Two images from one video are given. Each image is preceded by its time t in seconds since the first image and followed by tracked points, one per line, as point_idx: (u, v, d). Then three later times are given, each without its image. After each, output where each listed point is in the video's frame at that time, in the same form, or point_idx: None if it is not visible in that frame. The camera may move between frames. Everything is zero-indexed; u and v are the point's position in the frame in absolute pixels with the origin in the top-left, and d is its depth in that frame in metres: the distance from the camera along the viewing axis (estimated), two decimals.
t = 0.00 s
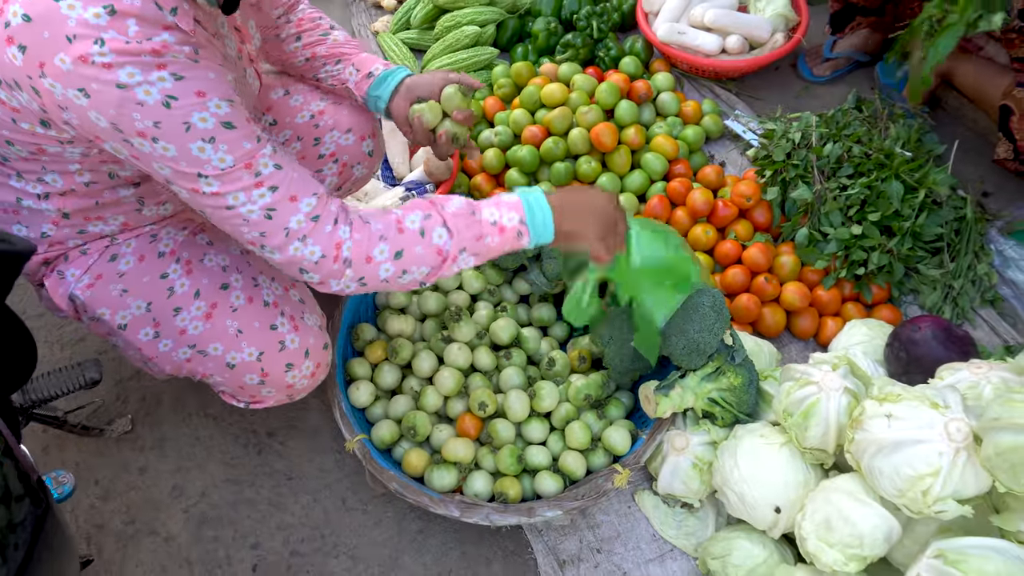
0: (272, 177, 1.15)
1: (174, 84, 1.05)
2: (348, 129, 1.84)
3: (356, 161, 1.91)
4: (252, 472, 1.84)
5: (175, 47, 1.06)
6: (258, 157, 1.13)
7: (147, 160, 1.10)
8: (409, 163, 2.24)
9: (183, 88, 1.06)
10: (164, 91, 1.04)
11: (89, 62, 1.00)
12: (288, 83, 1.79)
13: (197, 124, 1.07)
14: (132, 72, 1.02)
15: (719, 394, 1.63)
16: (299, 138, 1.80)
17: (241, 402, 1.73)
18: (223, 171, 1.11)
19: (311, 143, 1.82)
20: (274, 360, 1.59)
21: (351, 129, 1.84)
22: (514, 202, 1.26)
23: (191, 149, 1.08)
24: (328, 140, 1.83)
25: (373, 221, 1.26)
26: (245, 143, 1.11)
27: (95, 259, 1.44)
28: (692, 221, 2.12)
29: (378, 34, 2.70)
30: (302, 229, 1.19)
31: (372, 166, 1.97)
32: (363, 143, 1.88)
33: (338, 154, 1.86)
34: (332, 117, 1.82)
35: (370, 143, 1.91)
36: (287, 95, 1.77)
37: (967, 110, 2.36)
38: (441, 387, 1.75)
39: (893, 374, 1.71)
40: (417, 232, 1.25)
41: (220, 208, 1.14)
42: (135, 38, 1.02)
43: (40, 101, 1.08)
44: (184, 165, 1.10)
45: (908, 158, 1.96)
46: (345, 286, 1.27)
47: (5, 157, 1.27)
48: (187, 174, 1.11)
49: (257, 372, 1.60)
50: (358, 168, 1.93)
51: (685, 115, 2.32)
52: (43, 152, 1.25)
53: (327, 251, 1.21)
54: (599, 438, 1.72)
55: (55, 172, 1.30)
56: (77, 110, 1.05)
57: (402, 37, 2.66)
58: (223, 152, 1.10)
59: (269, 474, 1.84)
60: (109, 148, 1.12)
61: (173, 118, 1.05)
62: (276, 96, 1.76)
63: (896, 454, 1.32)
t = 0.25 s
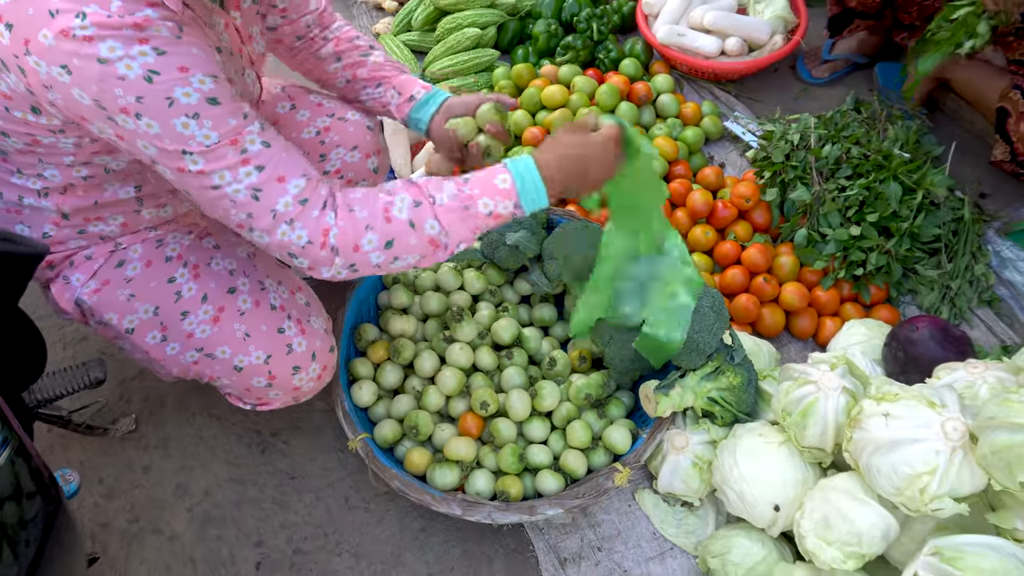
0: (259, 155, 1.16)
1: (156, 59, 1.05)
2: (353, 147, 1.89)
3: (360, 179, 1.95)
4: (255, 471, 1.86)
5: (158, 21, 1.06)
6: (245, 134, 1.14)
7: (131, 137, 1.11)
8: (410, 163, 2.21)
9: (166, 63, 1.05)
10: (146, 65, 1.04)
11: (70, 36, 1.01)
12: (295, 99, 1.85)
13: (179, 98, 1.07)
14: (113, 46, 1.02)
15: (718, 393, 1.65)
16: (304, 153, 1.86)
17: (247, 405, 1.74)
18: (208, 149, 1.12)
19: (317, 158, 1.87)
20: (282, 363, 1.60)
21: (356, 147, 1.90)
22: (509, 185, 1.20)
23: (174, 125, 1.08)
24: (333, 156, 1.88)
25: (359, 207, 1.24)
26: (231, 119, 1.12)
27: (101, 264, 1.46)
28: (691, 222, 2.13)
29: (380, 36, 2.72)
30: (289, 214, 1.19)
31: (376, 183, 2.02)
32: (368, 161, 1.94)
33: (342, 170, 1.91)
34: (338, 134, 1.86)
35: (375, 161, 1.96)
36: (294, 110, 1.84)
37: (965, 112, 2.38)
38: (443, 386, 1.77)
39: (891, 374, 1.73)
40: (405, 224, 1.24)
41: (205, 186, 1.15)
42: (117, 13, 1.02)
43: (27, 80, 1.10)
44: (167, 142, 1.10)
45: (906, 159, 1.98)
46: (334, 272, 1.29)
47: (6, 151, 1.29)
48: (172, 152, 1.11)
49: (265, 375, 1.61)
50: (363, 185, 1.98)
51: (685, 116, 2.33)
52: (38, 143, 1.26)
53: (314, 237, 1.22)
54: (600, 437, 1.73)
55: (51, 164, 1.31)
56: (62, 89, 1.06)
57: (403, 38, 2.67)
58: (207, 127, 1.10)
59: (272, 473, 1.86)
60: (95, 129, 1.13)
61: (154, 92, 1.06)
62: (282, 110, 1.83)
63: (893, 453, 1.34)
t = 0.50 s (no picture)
0: (245, 161, 1.16)
1: (147, 54, 1.05)
2: (360, 156, 1.89)
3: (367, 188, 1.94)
4: (257, 469, 1.87)
5: (150, 13, 1.06)
6: (234, 138, 1.15)
7: (120, 133, 1.10)
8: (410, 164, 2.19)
9: (157, 59, 1.06)
10: (136, 60, 1.05)
11: (63, 24, 1.02)
12: (302, 106, 1.87)
13: (169, 96, 1.08)
14: (103, 39, 1.03)
15: (718, 391, 1.65)
16: (311, 161, 1.86)
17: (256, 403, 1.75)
18: (195, 149, 1.11)
19: (323, 167, 1.87)
20: (293, 359, 1.61)
21: (363, 156, 1.90)
22: (476, 180, 1.25)
23: (162, 122, 1.09)
24: (340, 165, 1.88)
25: (333, 214, 1.26)
26: (220, 122, 1.12)
27: (108, 264, 1.47)
28: (691, 222, 2.14)
29: (381, 37, 2.73)
30: (270, 224, 1.20)
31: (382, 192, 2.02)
32: (373, 170, 1.93)
33: (348, 179, 1.89)
34: (345, 142, 1.87)
35: (381, 170, 1.95)
36: (301, 116, 1.86)
37: (964, 113, 2.40)
38: (444, 385, 1.78)
39: (890, 373, 1.74)
40: (381, 227, 1.27)
41: (189, 187, 1.15)
42: (108, 1, 1.03)
43: (18, 70, 1.10)
44: (153, 139, 1.10)
45: (905, 159, 1.98)
46: (312, 278, 1.30)
47: (5, 148, 1.30)
48: (158, 148, 1.11)
49: (276, 372, 1.61)
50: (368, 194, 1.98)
51: (685, 116, 2.34)
52: (35, 138, 1.26)
53: (293, 246, 1.23)
54: (600, 435, 1.75)
55: (48, 161, 1.31)
56: (53, 79, 1.07)
57: (404, 39, 2.68)
58: (195, 128, 1.11)
59: (274, 471, 1.87)
60: (84, 121, 1.13)
61: (144, 88, 1.06)
62: (290, 117, 1.85)
63: (892, 451, 1.35)
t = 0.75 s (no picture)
0: (240, 180, 1.18)
1: (153, 76, 1.06)
2: (358, 151, 1.91)
3: (364, 182, 1.97)
4: (257, 466, 1.87)
5: (156, 33, 1.06)
6: (230, 160, 1.16)
7: (118, 145, 1.11)
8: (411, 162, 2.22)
9: (161, 82, 1.07)
10: (141, 81, 1.05)
11: (68, 39, 1.03)
12: (300, 102, 1.85)
13: (170, 117, 1.09)
14: (109, 58, 1.03)
15: (717, 389, 1.66)
16: (309, 157, 1.87)
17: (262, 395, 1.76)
18: (192, 166, 1.13)
19: (321, 163, 1.88)
20: (299, 350, 1.63)
21: (360, 151, 1.91)
22: (443, 188, 1.34)
23: (161, 141, 1.10)
24: (338, 160, 1.89)
25: (317, 224, 1.31)
26: (218, 143, 1.14)
27: (113, 261, 1.47)
28: (690, 220, 2.14)
29: (380, 36, 2.73)
30: (261, 238, 1.24)
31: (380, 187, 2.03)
32: (371, 165, 1.95)
33: (347, 174, 1.92)
34: (343, 138, 1.88)
35: (379, 165, 1.97)
36: (299, 113, 1.84)
37: (962, 112, 2.40)
38: (443, 383, 1.78)
39: (887, 371, 1.74)
40: (362, 235, 1.33)
41: (184, 201, 1.17)
42: (115, 19, 1.04)
43: (20, 78, 1.10)
44: (151, 156, 1.11)
45: (903, 158, 1.99)
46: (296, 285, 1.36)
47: (7, 151, 1.31)
48: (156, 163, 1.12)
49: (282, 362, 1.63)
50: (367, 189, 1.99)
51: (683, 115, 2.35)
52: (36, 143, 1.27)
53: (282, 258, 1.27)
54: (598, 433, 1.75)
55: (52, 168, 1.32)
56: (55, 89, 1.07)
57: (403, 39, 2.68)
58: (193, 148, 1.12)
59: (274, 469, 1.87)
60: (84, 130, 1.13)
61: (146, 108, 1.07)
62: (287, 113, 1.83)
63: (889, 448, 1.35)
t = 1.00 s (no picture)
0: (229, 196, 1.17)
1: (154, 87, 1.06)
2: (358, 150, 1.91)
3: (364, 181, 1.97)
4: (259, 465, 1.88)
5: (159, 43, 1.05)
6: (221, 175, 1.16)
7: (114, 150, 1.10)
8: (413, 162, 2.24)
9: (162, 93, 1.06)
10: (141, 91, 1.05)
11: (72, 45, 1.03)
12: (301, 102, 1.86)
13: (166, 128, 1.08)
14: (112, 66, 1.03)
15: (718, 387, 1.66)
16: (309, 157, 1.86)
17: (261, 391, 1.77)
18: (183, 178, 1.12)
19: (322, 162, 1.88)
20: (300, 348, 1.65)
21: (361, 150, 1.92)
22: (437, 246, 1.32)
23: (155, 151, 1.09)
24: (339, 159, 1.89)
25: (302, 252, 1.30)
26: (211, 157, 1.13)
27: (114, 259, 1.47)
28: (691, 219, 2.15)
29: (381, 36, 2.73)
30: (240, 254, 1.23)
31: (380, 186, 2.04)
32: (372, 164, 1.95)
33: (347, 173, 1.92)
34: (343, 137, 1.88)
35: (379, 164, 1.97)
36: (300, 112, 1.84)
37: (962, 111, 2.41)
38: (445, 381, 1.79)
39: (889, 369, 1.75)
40: (343, 271, 1.32)
41: (172, 210, 1.17)
42: (119, 27, 1.03)
43: (24, 81, 1.10)
44: (145, 165, 1.11)
45: (904, 157, 2.00)
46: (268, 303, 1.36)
47: (9, 151, 1.30)
48: (148, 171, 1.11)
49: (283, 359, 1.65)
50: (366, 187, 1.99)
51: (684, 115, 2.35)
52: (40, 144, 1.26)
53: (257, 276, 1.27)
54: (600, 431, 1.76)
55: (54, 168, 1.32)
56: (57, 92, 1.06)
57: (404, 38, 2.68)
58: (186, 159, 1.12)
59: (276, 467, 1.87)
60: (84, 134, 1.12)
61: (144, 118, 1.07)
62: (288, 112, 1.82)
63: (890, 445, 1.36)
